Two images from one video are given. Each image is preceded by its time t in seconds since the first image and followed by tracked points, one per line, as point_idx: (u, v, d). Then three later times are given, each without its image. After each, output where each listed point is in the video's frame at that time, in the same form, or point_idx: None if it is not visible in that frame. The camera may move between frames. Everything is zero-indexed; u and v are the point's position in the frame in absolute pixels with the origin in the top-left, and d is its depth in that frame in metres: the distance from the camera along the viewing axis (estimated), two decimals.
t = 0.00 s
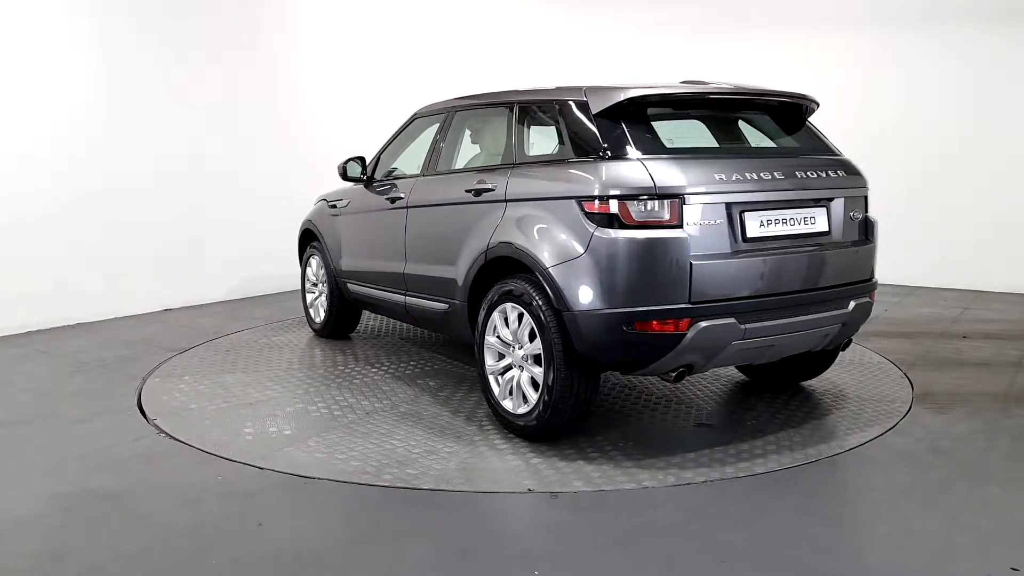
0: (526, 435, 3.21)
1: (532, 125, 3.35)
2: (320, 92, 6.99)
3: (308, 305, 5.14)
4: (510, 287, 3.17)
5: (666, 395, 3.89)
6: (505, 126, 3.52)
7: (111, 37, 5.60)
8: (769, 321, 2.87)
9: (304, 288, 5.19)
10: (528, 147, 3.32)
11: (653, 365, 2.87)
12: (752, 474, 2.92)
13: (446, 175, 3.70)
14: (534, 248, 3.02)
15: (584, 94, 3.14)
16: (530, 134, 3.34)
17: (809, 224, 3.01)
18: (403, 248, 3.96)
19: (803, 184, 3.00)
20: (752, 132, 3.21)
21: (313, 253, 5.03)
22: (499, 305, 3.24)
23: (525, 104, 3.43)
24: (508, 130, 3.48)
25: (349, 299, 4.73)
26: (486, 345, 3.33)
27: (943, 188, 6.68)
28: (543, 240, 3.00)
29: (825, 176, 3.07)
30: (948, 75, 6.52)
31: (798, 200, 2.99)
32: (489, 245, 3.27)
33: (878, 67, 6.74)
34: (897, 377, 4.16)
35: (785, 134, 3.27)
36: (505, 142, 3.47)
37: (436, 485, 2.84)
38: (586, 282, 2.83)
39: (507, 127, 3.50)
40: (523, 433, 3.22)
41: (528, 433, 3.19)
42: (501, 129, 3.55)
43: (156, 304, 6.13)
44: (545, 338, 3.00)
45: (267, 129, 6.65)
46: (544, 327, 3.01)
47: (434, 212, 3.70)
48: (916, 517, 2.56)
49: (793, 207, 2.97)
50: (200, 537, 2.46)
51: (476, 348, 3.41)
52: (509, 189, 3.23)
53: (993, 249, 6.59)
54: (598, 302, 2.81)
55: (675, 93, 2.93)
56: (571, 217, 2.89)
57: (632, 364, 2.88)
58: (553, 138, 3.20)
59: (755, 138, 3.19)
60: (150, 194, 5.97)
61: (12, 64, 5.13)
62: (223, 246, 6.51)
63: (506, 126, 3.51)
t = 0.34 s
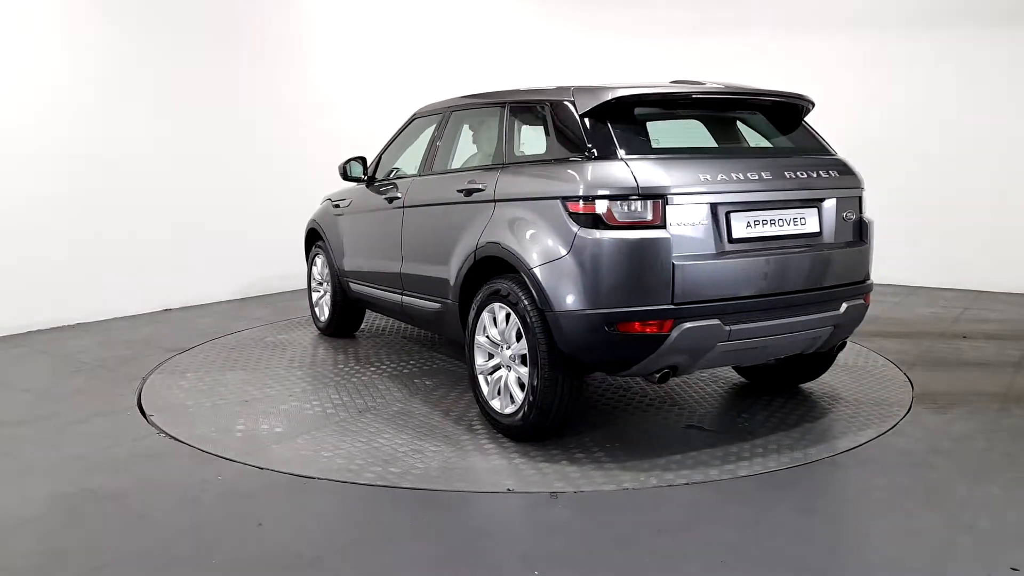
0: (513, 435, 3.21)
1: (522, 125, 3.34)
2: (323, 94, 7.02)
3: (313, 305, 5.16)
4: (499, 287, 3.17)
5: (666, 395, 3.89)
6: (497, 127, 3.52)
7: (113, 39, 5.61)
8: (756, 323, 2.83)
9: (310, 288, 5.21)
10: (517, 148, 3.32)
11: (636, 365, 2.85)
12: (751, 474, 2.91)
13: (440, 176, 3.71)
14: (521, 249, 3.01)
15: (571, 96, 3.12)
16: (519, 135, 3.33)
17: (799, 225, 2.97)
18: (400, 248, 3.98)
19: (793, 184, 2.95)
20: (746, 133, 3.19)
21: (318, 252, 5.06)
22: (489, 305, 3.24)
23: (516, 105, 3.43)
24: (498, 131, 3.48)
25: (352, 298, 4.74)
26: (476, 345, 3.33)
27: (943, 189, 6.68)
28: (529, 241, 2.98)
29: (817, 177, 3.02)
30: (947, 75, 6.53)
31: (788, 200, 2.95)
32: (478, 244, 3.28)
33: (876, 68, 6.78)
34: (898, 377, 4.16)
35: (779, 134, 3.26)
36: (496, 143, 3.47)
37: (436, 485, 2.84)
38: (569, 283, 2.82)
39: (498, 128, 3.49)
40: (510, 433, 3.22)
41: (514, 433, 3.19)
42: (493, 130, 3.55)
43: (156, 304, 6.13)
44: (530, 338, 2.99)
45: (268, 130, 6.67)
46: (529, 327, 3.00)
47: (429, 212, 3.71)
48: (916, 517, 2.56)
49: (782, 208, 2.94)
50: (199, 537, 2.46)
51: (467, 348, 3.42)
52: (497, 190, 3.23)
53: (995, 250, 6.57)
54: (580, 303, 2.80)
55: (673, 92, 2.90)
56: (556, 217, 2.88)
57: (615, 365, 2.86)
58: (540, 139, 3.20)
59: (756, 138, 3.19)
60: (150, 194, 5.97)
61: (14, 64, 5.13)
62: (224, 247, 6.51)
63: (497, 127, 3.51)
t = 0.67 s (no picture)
0: (500, 435, 3.22)
1: (512, 126, 3.34)
2: (324, 94, 7.03)
3: (319, 303, 5.20)
4: (487, 286, 3.17)
5: (665, 395, 3.90)
6: (488, 128, 3.52)
7: (112, 38, 5.61)
8: (740, 324, 2.81)
9: (315, 287, 5.25)
10: (506, 149, 3.32)
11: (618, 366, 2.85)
12: (751, 474, 2.92)
13: (433, 176, 3.73)
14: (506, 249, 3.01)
15: (558, 96, 3.10)
16: (510, 136, 3.34)
17: (786, 226, 2.94)
18: (396, 248, 4.00)
19: (776, 185, 2.92)
20: (734, 132, 3.17)
21: (322, 252, 5.10)
22: (477, 304, 3.24)
23: (507, 105, 3.42)
24: (489, 132, 3.48)
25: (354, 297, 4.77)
26: (465, 344, 3.34)
27: (943, 189, 6.68)
28: (514, 241, 2.98)
29: (801, 177, 2.98)
30: (948, 75, 6.53)
31: (773, 200, 2.92)
32: (466, 245, 3.28)
33: (877, 68, 6.78)
34: (897, 377, 4.16)
35: (773, 134, 3.22)
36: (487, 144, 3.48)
37: (436, 485, 2.84)
38: (551, 283, 2.81)
39: (489, 128, 3.50)
40: (497, 433, 3.23)
41: (501, 433, 3.20)
42: (485, 131, 3.55)
43: (156, 304, 6.13)
44: (515, 337, 2.99)
45: (268, 130, 6.67)
46: (514, 327, 3.00)
47: (423, 213, 3.72)
48: (916, 517, 2.57)
49: (768, 208, 2.91)
50: (199, 538, 2.45)
51: (457, 347, 3.42)
52: (486, 190, 3.23)
53: (995, 250, 6.56)
54: (561, 303, 2.79)
55: (669, 93, 2.90)
56: (540, 217, 2.87)
57: (597, 365, 2.85)
58: (528, 140, 3.19)
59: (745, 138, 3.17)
60: (150, 194, 5.97)
61: (14, 63, 5.14)
62: (224, 246, 6.51)
63: (488, 128, 3.51)
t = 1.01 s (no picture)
0: (487, 434, 3.22)
1: (502, 125, 3.34)
2: (324, 94, 7.03)
3: (325, 302, 5.24)
4: (475, 286, 3.17)
5: (665, 395, 3.90)
6: (480, 128, 3.52)
7: (112, 39, 5.61)
8: (725, 325, 2.78)
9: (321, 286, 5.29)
10: (495, 149, 3.32)
11: (600, 367, 2.83)
12: (750, 474, 2.92)
13: (427, 177, 3.74)
14: (492, 249, 3.01)
15: (545, 95, 3.08)
16: (499, 135, 3.34)
17: (775, 227, 2.91)
18: (392, 249, 4.02)
19: (773, 186, 2.90)
20: (728, 132, 3.13)
21: (327, 251, 5.13)
22: (467, 303, 3.24)
23: (498, 105, 3.42)
24: (481, 132, 3.48)
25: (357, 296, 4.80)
26: (456, 344, 3.34)
27: (943, 189, 6.68)
28: (500, 241, 2.98)
29: (801, 177, 2.96)
30: (948, 75, 6.53)
31: (761, 201, 2.89)
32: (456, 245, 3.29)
33: (876, 68, 6.78)
34: (897, 377, 4.16)
35: (768, 134, 3.18)
36: (478, 143, 3.48)
37: (435, 485, 2.84)
38: (534, 283, 2.81)
39: (481, 128, 3.50)
40: (484, 432, 3.23)
41: (488, 432, 3.20)
42: (476, 131, 3.55)
43: (156, 304, 6.13)
44: (499, 337, 2.99)
45: (268, 130, 6.67)
46: (499, 326, 3.00)
47: (417, 213, 3.74)
48: (916, 517, 2.57)
49: (759, 208, 2.89)
50: (198, 538, 2.45)
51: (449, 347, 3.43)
52: (475, 190, 3.23)
53: (996, 250, 6.56)
54: (543, 304, 2.79)
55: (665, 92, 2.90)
56: (524, 217, 2.87)
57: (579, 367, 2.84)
58: (516, 139, 3.19)
59: (737, 138, 3.12)
60: (150, 194, 5.97)
61: (15, 64, 5.15)
62: (224, 246, 6.51)
63: (480, 128, 3.51)
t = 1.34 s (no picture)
0: (474, 434, 3.23)
1: (492, 124, 3.34)
2: (324, 94, 7.03)
3: (331, 301, 5.27)
4: (461, 286, 3.17)
5: (667, 395, 3.91)
6: (472, 127, 3.53)
7: (112, 38, 5.61)
8: (718, 325, 2.78)
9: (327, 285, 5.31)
10: (484, 148, 3.33)
11: (583, 367, 2.83)
12: (751, 475, 2.92)
13: (422, 176, 3.76)
14: (477, 249, 3.02)
15: (534, 96, 3.08)
16: (488, 135, 3.34)
17: (764, 228, 2.88)
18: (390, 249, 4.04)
19: (775, 186, 2.90)
20: (722, 132, 3.12)
21: (333, 250, 5.14)
22: (455, 303, 3.24)
23: (489, 104, 3.42)
24: (473, 131, 3.49)
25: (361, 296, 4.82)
26: (445, 343, 3.35)
27: (943, 189, 6.68)
28: (484, 241, 2.99)
29: (803, 177, 2.96)
30: (947, 74, 6.53)
31: (747, 201, 2.86)
32: (445, 245, 3.30)
33: (877, 67, 6.78)
34: (898, 377, 4.17)
35: (761, 134, 3.16)
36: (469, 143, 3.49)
37: (436, 485, 2.84)
38: (516, 283, 2.81)
39: (473, 128, 3.50)
40: (471, 431, 3.23)
41: (474, 431, 3.20)
42: (469, 130, 3.56)
43: (156, 304, 6.13)
44: (484, 336, 3.00)
45: (269, 129, 6.67)
46: (484, 326, 3.00)
47: (412, 213, 3.76)
48: (916, 517, 2.56)
49: (746, 209, 2.86)
50: (198, 538, 2.45)
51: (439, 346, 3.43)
52: (464, 190, 3.24)
53: (996, 249, 6.55)
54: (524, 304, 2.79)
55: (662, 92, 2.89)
56: (508, 218, 2.88)
57: (561, 367, 2.84)
58: (503, 139, 3.20)
59: (732, 138, 3.11)
60: (151, 194, 5.98)
61: (15, 64, 5.15)
62: (224, 246, 6.50)
63: (473, 127, 3.52)
